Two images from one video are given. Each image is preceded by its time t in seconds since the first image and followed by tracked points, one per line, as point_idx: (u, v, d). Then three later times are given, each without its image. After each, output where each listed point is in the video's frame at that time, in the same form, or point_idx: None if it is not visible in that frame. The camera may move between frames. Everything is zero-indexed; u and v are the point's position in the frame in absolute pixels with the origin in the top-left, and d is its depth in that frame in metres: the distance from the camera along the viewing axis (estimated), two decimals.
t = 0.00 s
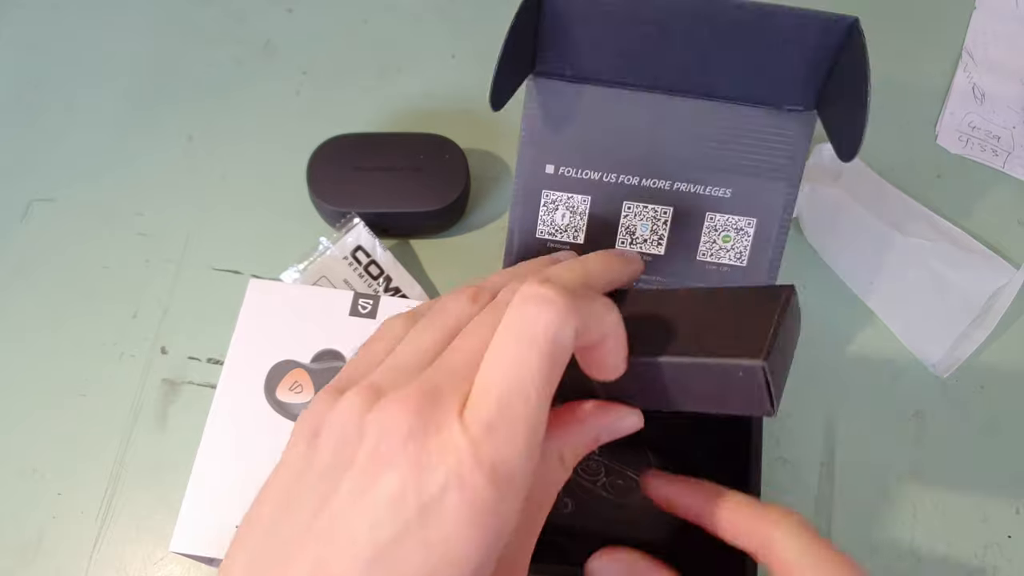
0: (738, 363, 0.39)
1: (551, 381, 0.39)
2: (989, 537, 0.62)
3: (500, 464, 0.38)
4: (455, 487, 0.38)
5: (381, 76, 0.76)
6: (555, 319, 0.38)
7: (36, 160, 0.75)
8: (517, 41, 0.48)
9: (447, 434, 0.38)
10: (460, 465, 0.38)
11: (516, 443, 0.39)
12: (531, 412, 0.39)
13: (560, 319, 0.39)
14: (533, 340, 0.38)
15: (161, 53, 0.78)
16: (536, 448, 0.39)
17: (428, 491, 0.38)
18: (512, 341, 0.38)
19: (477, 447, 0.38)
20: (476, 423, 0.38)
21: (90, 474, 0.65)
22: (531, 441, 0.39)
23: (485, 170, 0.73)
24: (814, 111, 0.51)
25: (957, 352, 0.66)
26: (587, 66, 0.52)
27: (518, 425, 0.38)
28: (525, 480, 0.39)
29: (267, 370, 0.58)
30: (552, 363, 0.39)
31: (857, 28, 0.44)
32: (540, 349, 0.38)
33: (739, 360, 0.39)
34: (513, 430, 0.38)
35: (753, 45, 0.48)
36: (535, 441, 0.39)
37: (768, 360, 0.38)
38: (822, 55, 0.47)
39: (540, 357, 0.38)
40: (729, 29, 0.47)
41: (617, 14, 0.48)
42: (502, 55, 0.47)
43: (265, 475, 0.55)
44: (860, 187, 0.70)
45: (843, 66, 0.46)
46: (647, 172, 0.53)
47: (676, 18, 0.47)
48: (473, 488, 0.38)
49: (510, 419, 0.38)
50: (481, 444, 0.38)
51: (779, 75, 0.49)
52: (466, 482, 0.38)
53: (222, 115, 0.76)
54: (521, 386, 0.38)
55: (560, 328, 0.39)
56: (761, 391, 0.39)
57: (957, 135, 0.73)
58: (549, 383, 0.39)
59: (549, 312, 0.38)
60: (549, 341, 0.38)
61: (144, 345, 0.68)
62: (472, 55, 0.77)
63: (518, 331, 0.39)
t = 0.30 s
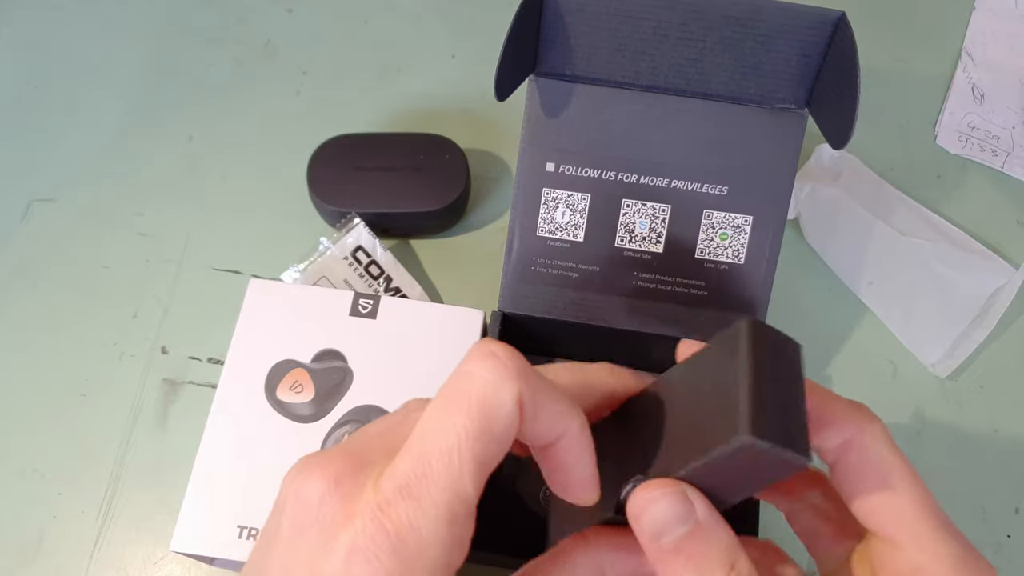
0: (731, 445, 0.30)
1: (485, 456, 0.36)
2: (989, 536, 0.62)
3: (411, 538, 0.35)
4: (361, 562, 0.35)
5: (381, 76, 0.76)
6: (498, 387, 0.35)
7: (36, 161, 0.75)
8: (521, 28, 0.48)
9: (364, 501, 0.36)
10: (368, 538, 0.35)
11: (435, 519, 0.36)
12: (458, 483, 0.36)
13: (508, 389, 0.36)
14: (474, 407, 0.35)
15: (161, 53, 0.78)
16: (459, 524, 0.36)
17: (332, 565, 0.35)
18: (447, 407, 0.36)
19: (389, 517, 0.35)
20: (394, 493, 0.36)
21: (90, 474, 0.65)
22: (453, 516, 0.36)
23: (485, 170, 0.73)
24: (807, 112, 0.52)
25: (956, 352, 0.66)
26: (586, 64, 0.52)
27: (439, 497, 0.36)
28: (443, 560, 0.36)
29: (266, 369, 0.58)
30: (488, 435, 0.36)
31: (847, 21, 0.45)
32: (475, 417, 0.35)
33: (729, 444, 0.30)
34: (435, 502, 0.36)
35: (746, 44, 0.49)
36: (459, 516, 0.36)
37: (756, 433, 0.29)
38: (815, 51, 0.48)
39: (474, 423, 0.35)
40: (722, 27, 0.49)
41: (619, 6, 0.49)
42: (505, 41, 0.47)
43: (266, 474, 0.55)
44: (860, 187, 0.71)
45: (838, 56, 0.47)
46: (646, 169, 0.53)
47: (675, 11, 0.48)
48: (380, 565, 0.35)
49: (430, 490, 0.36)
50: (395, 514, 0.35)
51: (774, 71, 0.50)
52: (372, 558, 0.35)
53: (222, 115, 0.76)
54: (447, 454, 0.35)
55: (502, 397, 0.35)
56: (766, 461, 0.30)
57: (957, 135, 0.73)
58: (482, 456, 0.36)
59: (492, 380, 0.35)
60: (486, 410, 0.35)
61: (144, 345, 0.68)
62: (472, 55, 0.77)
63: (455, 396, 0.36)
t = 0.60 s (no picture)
0: (676, 391, 0.33)
1: (402, 426, 0.38)
2: (989, 536, 0.62)
3: (320, 497, 0.37)
4: (273, 511, 0.38)
5: (381, 76, 0.76)
6: (426, 353, 0.38)
7: (37, 161, 0.75)
8: (520, 28, 0.48)
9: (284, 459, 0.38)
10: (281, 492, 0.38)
11: (346, 483, 0.37)
12: (371, 450, 0.37)
13: (435, 356, 0.38)
14: (398, 376, 0.38)
15: (161, 53, 0.78)
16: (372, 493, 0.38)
17: (257, 513, 0.38)
18: (373, 376, 0.38)
19: (303, 474, 0.38)
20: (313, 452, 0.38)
21: (90, 473, 0.65)
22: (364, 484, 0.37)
23: (485, 171, 0.73)
24: (807, 112, 0.52)
25: (956, 352, 0.66)
26: (586, 64, 0.52)
27: (349, 462, 0.37)
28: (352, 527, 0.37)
29: (267, 369, 0.58)
30: (412, 404, 0.38)
31: (847, 22, 0.45)
32: (401, 384, 0.38)
33: (674, 393, 0.33)
34: (348, 467, 0.37)
35: (747, 44, 0.49)
36: (370, 485, 0.37)
37: (665, 367, 0.33)
38: (816, 51, 0.48)
39: (396, 391, 0.38)
40: (722, 27, 0.49)
41: (618, 6, 0.49)
42: (505, 42, 0.47)
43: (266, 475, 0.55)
44: (859, 187, 0.71)
45: (838, 56, 0.47)
46: (647, 169, 0.53)
47: (675, 10, 0.48)
48: (289, 518, 0.37)
49: (346, 454, 0.37)
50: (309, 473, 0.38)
51: (775, 71, 0.50)
52: (282, 508, 0.37)
53: (222, 115, 0.76)
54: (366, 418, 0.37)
55: (429, 363, 0.38)
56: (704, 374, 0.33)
57: (957, 135, 0.73)
58: (399, 425, 0.37)
59: (422, 350, 0.38)
60: (412, 377, 0.38)
61: (144, 345, 0.68)
62: (472, 55, 0.77)
63: (386, 361, 0.39)
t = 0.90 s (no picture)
0: (574, 411, 0.34)
1: (351, 382, 0.42)
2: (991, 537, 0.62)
3: (257, 417, 0.40)
4: (213, 420, 0.41)
5: (381, 76, 0.76)
6: (391, 340, 0.43)
7: (37, 161, 0.75)
8: (520, 28, 0.48)
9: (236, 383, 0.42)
10: (223, 406, 0.41)
11: (283, 409, 0.41)
12: (315, 390, 0.41)
13: (397, 339, 0.43)
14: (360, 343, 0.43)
15: (161, 53, 0.78)
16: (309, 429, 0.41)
17: (244, 453, 0.40)
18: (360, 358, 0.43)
19: (247, 396, 0.41)
20: (264, 381, 0.42)
21: (90, 473, 0.65)
22: (299, 415, 0.41)
23: (485, 171, 0.73)
24: (807, 112, 0.52)
25: (956, 352, 0.66)
26: (586, 64, 0.52)
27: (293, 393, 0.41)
28: (283, 453, 0.40)
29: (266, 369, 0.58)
30: (364, 368, 0.42)
31: (848, 21, 0.45)
32: (359, 351, 0.43)
33: (573, 413, 0.34)
34: (289, 397, 0.41)
35: (747, 44, 0.49)
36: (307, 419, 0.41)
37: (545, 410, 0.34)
38: (816, 51, 0.48)
39: (350, 350, 0.43)
40: (722, 28, 0.49)
41: (618, 6, 0.48)
42: (505, 41, 0.47)
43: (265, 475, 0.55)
44: (859, 188, 0.71)
45: (839, 56, 0.47)
46: (647, 169, 0.53)
47: (675, 10, 0.48)
48: (225, 428, 0.40)
49: (291, 386, 0.42)
50: (282, 414, 0.41)
51: (775, 71, 0.50)
52: (222, 422, 0.40)
53: (222, 115, 0.76)
54: (319, 361, 0.43)
55: (393, 344, 0.43)
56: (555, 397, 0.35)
57: (957, 135, 0.73)
58: (346, 374, 0.42)
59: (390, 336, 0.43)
60: (371, 348, 0.43)
61: (144, 345, 0.68)
62: (472, 55, 0.77)
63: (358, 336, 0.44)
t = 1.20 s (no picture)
0: (615, 458, 0.35)
1: (342, 422, 0.40)
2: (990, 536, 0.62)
3: (238, 427, 0.39)
4: (193, 417, 0.40)
5: (381, 76, 0.77)
6: (391, 388, 0.41)
7: (38, 161, 0.75)
8: (520, 28, 0.48)
9: (225, 387, 0.42)
10: (206, 404, 0.40)
11: (263, 423, 0.39)
12: (303, 420, 0.40)
13: (396, 388, 0.41)
14: (356, 384, 0.41)
15: (161, 53, 0.78)
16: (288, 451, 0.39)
17: (231, 460, 0.39)
18: (362, 400, 0.40)
19: (232, 403, 0.40)
20: (252, 393, 0.41)
21: (92, 473, 0.65)
22: (279, 437, 0.39)
23: (485, 171, 0.73)
24: (807, 112, 0.52)
25: (956, 351, 0.66)
26: (586, 64, 0.52)
27: (277, 409, 0.40)
28: (257, 467, 0.39)
29: (267, 369, 0.58)
30: (356, 408, 0.40)
31: (847, 22, 0.45)
32: (355, 392, 0.41)
33: (615, 460, 0.35)
34: (272, 415, 0.40)
35: (746, 45, 0.49)
36: (287, 439, 0.39)
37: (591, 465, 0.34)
38: (815, 51, 0.49)
39: (345, 388, 0.41)
40: (722, 28, 0.49)
41: (618, 7, 0.49)
42: (505, 42, 0.47)
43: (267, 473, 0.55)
44: (860, 188, 0.71)
45: (838, 57, 0.47)
46: (647, 169, 0.53)
47: (675, 11, 0.48)
48: (204, 431, 0.40)
49: (277, 406, 0.40)
50: (273, 437, 0.39)
51: (775, 71, 0.50)
52: (202, 422, 0.40)
53: (222, 115, 0.76)
54: (311, 392, 0.41)
55: (392, 391, 0.41)
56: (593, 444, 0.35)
57: (956, 135, 0.73)
58: (335, 411, 0.40)
59: (390, 384, 0.41)
60: (367, 391, 0.41)
61: (144, 344, 0.68)
62: (472, 55, 0.77)
63: (356, 374, 0.42)
